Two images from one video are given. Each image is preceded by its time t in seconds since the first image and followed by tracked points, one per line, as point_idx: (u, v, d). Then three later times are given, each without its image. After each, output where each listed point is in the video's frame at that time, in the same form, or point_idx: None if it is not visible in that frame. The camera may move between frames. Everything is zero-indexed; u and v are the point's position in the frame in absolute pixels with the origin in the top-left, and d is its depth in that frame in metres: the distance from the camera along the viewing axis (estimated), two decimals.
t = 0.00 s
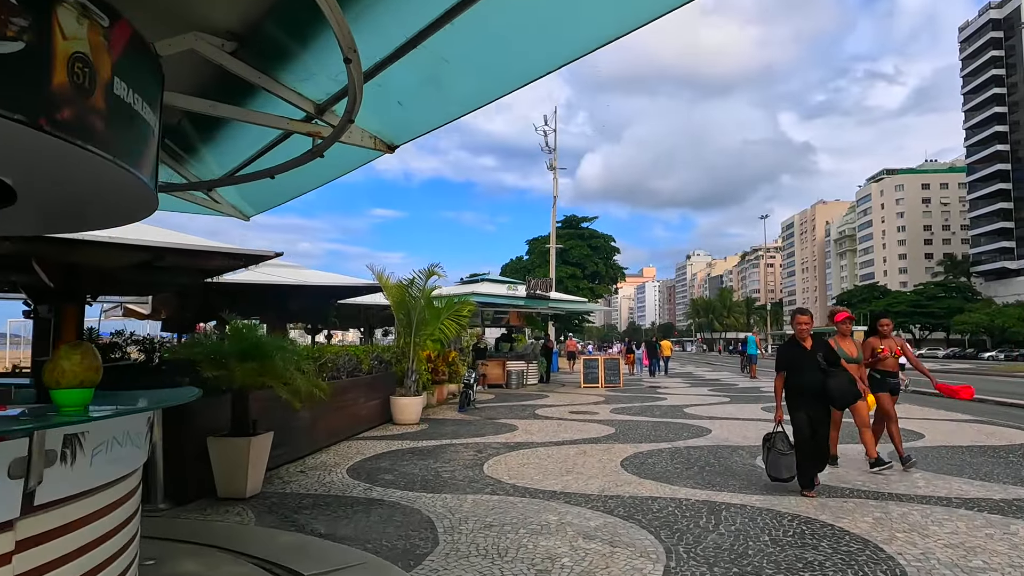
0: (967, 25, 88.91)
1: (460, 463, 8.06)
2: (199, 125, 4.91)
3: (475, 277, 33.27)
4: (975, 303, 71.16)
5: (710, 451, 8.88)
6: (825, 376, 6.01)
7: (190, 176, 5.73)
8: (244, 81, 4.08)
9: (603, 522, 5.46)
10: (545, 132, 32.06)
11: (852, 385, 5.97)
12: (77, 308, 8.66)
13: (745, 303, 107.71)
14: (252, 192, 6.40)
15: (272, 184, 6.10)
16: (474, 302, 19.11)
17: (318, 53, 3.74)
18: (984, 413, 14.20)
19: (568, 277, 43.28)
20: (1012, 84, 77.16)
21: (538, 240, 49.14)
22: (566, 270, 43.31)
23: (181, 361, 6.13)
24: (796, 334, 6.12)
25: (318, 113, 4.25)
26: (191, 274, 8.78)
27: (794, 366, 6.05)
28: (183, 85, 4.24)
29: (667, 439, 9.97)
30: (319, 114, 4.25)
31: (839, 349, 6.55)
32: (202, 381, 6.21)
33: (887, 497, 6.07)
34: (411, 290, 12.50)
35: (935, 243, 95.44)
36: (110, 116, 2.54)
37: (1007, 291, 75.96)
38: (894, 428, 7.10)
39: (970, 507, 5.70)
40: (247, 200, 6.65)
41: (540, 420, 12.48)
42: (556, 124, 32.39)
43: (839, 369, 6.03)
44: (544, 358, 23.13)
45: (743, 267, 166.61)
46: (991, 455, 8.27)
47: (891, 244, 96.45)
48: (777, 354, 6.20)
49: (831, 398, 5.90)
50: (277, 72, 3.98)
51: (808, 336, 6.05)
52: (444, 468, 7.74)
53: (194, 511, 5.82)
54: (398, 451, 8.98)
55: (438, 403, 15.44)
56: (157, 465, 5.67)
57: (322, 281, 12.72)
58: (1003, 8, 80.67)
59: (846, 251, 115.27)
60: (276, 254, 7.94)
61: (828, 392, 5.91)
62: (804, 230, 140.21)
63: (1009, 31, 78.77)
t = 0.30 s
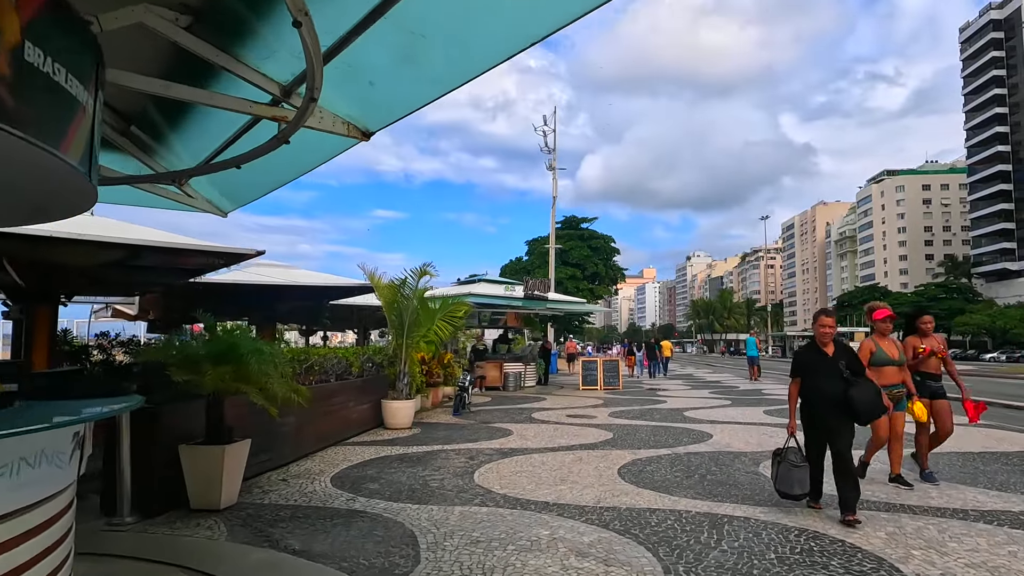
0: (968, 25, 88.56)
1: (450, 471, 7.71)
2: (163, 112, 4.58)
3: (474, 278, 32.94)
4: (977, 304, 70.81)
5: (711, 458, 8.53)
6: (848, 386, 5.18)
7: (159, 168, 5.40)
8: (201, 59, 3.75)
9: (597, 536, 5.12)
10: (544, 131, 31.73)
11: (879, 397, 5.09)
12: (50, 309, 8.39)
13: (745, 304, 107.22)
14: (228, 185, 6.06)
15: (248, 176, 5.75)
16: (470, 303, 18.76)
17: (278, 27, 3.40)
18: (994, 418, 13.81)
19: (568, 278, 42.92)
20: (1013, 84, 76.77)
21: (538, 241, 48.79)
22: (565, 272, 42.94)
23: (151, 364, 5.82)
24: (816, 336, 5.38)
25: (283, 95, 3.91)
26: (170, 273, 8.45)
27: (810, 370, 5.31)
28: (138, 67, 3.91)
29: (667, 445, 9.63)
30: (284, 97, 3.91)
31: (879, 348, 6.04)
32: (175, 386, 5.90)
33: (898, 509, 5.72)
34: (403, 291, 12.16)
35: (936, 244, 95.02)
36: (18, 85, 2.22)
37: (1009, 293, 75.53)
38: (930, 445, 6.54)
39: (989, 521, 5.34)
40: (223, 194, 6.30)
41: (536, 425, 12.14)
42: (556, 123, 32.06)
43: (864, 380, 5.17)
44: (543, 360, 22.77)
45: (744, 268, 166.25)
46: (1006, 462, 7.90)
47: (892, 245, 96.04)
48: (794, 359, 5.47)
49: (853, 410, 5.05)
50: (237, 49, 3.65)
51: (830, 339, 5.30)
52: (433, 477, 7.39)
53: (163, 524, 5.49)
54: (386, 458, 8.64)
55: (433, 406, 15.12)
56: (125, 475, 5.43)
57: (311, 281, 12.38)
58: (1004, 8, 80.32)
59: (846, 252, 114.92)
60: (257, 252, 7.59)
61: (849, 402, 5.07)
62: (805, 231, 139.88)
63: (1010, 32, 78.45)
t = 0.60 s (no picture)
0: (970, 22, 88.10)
1: (444, 474, 7.42)
2: (134, 93, 4.31)
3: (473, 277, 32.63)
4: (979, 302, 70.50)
5: (715, 460, 8.24)
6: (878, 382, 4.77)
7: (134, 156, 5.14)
8: (166, 32, 3.46)
9: (597, 545, 4.83)
10: (543, 128, 31.41)
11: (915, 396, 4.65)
12: (30, 306, 8.12)
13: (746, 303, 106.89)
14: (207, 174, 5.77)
15: (228, 163, 5.47)
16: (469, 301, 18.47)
17: None
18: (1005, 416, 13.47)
19: (568, 277, 42.59)
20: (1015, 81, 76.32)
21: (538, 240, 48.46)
22: (566, 270, 42.59)
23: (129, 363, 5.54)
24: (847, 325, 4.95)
25: (256, 71, 3.63)
26: (156, 269, 8.18)
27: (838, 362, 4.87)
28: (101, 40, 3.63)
29: (669, 446, 9.35)
30: (257, 73, 3.63)
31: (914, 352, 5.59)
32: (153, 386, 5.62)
33: (914, 514, 5.44)
34: (399, 288, 11.87)
35: (938, 241, 94.60)
36: None
37: (1011, 291, 75.11)
38: (956, 449, 6.26)
39: (1011, 527, 5.05)
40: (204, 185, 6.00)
41: (535, 425, 11.85)
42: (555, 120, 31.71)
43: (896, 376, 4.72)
44: (543, 359, 22.45)
45: (745, 267, 165.81)
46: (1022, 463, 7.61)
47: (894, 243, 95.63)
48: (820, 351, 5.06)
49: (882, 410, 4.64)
50: (204, 20, 3.36)
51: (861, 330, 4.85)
52: (426, 480, 7.10)
53: (138, 533, 5.21)
54: (379, 460, 8.36)
55: (431, 406, 14.83)
56: (99, 479, 5.16)
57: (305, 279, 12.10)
58: (1006, 5, 79.87)
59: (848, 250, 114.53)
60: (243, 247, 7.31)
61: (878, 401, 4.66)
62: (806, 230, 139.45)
63: (1011, 28, 78.04)
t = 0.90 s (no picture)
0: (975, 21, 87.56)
1: (442, 482, 7.09)
2: (104, 72, 3.98)
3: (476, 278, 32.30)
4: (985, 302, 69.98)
5: (725, 466, 7.90)
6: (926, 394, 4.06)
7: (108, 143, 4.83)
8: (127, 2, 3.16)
9: (602, 560, 4.50)
10: (546, 127, 31.09)
11: (970, 410, 3.96)
12: (12, 305, 7.81)
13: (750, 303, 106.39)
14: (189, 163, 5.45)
15: (210, 151, 5.15)
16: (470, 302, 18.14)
17: None
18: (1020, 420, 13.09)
19: (571, 277, 42.24)
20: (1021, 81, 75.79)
21: (541, 240, 48.14)
22: (569, 271, 42.23)
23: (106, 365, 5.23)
24: (885, 330, 4.21)
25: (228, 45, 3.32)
26: (143, 267, 7.87)
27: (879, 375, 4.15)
28: (58, 12, 3.32)
29: (677, 451, 9.01)
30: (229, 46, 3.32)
31: (977, 347, 5.00)
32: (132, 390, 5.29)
33: (942, 527, 5.08)
34: (397, 287, 11.54)
35: (943, 241, 94.00)
36: None
37: (1017, 291, 74.55)
38: None
39: None
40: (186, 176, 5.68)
41: (538, 428, 11.52)
42: (558, 119, 31.38)
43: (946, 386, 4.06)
44: (546, 360, 22.11)
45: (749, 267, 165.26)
46: None
47: (898, 243, 95.08)
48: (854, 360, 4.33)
49: (932, 429, 3.95)
50: None
51: (904, 335, 4.17)
52: (423, 489, 6.77)
53: (113, 547, 4.88)
54: (374, 467, 8.02)
55: (431, 409, 14.52)
56: (72, 490, 4.84)
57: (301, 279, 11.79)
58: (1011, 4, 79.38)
59: (852, 251, 113.95)
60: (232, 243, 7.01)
61: (928, 419, 3.97)
62: (810, 230, 138.87)
63: (1016, 27, 77.50)
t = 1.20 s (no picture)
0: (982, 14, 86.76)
1: (441, 483, 6.80)
2: (73, 44, 3.69)
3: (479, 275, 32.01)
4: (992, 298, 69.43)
5: (736, 466, 7.59)
6: (989, 391, 3.54)
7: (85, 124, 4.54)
8: None
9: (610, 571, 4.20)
10: (549, 121, 30.77)
11: None
12: None
13: (755, 299, 105.90)
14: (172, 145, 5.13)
15: (192, 131, 4.83)
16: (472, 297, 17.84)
17: None
18: None
19: (575, 273, 41.91)
20: None
21: (545, 236, 47.84)
22: (572, 267, 41.92)
23: (85, 363, 4.96)
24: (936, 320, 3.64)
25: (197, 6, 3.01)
26: (131, 260, 7.59)
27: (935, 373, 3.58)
28: None
29: (685, 450, 8.70)
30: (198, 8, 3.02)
31: None
32: (112, 387, 5.01)
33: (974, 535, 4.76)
34: (397, 282, 11.22)
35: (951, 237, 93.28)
36: None
37: None
38: None
39: None
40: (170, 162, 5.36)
41: (541, 426, 11.22)
42: (562, 114, 31.07)
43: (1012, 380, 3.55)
44: (550, 356, 21.81)
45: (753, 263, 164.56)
46: None
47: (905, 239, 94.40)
48: (901, 356, 3.71)
49: (1002, 430, 3.44)
50: None
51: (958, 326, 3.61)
52: (421, 491, 6.47)
53: (90, 555, 4.60)
54: (371, 468, 7.74)
55: (433, 406, 14.23)
56: (47, 493, 4.55)
57: (298, 273, 11.49)
58: None
59: (858, 246, 113.25)
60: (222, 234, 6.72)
61: (996, 419, 3.46)
62: (816, 226, 138.14)
63: None
